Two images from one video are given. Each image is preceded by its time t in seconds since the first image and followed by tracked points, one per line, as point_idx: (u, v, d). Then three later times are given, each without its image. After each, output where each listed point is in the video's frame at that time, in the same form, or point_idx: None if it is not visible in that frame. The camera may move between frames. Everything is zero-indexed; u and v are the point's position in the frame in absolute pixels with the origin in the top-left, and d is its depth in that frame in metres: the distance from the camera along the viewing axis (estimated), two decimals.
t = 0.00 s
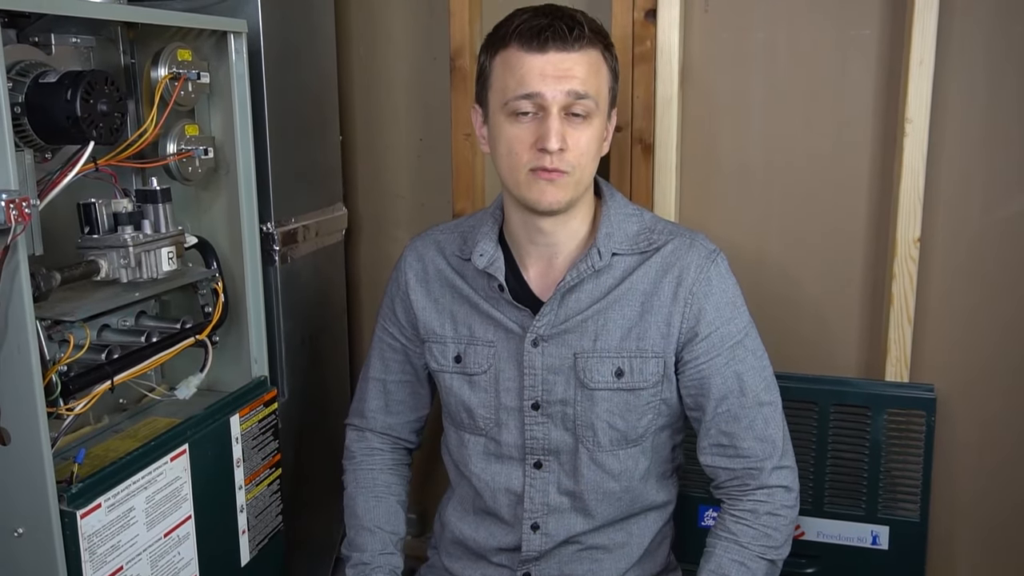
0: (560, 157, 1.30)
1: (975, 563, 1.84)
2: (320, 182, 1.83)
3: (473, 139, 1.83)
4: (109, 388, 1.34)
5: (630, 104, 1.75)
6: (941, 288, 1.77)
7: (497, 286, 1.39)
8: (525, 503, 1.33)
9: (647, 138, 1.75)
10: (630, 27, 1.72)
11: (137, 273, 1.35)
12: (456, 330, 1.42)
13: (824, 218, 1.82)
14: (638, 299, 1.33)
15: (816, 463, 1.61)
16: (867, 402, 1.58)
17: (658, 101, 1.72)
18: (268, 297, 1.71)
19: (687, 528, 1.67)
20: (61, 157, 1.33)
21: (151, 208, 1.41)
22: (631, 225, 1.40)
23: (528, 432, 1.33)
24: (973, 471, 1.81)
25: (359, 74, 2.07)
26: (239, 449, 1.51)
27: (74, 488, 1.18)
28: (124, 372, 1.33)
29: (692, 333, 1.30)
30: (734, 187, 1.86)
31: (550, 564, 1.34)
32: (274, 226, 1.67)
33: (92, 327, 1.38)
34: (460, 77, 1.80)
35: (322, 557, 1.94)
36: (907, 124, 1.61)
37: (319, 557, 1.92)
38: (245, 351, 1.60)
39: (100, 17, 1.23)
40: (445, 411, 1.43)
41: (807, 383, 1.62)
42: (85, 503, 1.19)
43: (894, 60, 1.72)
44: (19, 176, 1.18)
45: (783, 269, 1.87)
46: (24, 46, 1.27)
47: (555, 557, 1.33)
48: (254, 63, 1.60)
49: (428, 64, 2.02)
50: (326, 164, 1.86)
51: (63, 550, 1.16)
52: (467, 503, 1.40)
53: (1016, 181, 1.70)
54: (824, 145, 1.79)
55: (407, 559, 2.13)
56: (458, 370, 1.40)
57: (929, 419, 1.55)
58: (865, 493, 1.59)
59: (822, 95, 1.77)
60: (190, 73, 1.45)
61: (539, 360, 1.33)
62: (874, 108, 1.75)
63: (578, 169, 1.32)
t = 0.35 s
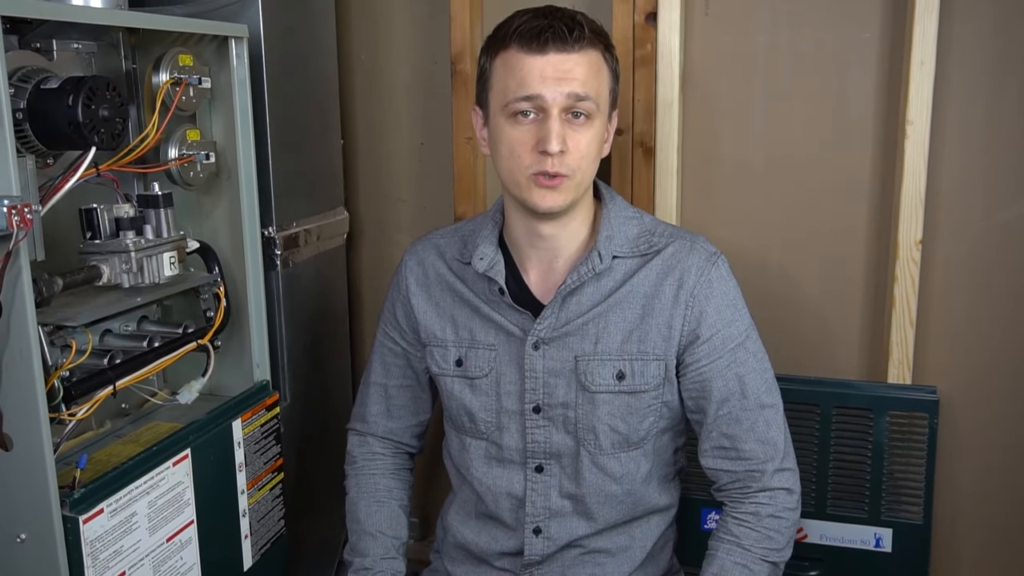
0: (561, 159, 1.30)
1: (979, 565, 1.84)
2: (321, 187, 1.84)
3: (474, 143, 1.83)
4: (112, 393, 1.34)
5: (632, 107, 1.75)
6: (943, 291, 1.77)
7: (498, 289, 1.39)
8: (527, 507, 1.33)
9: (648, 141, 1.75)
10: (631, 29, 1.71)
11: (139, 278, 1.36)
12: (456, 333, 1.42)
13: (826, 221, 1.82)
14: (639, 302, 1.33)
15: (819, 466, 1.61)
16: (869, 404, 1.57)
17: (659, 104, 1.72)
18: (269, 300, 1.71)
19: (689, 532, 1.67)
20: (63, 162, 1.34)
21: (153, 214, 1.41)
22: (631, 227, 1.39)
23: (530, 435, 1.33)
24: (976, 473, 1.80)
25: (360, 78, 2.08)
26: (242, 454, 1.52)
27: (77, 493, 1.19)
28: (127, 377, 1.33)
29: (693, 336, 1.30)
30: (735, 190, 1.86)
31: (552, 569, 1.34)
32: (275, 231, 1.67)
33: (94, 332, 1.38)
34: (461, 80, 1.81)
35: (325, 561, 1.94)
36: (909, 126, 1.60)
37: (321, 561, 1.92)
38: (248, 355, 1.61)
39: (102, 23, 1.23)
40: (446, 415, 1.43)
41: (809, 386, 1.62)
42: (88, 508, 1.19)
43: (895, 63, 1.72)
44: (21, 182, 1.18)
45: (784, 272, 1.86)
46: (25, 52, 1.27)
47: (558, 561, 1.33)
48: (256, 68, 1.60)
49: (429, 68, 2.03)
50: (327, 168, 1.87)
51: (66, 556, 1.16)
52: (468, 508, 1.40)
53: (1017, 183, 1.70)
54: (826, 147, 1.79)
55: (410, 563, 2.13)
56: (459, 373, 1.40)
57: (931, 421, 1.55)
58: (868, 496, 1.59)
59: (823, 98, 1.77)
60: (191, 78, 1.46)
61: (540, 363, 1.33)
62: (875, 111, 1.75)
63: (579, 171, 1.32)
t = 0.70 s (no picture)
0: (559, 164, 1.30)
1: (980, 568, 1.84)
2: (322, 188, 1.84)
3: (475, 145, 1.83)
4: (113, 394, 1.34)
5: (633, 109, 1.75)
6: (944, 293, 1.77)
7: (499, 290, 1.38)
8: (528, 508, 1.33)
9: (649, 142, 1.75)
10: (632, 31, 1.71)
11: (140, 279, 1.36)
12: (457, 335, 1.41)
13: (827, 223, 1.82)
14: (639, 303, 1.33)
15: (820, 468, 1.61)
16: (871, 407, 1.57)
17: (660, 106, 1.72)
18: (270, 302, 1.71)
19: (690, 534, 1.67)
20: (64, 163, 1.34)
21: (154, 215, 1.41)
22: (632, 228, 1.39)
23: (531, 437, 1.33)
24: (977, 476, 1.80)
25: (361, 80, 2.08)
26: (242, 455, 1.51)
27: (77, 495, 1.19)
28: (128, 379, 1.33)
29: (694, 338, 1.30)
30: (736, 192, 1.86)
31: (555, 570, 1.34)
32: (276, 233, 1.67)
33: (95, 334, 1.38)
34: (462, 83, 1.81)
35: (325, 562, 1.94)
36: (910, 128, 1.60)
37: (322, 562, 1.92)
38: (248, 356, 1.61)
39: (104, 26, 1.23)
40: (447, 416, 1.43)
41: (810, 388, 1.62)
42: (88, 510, 1.19)
43: (896, 65, 1.72)
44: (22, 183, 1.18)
45: (785, 273, 1.86)
46: (27, 54, 1.27)
47: (560, 562, 1.33)
48: (257, 70, 1.61)
49: (430, 70, 2.03)
50: (328, 170, 1.87)
51: (67, 557, 1.16)
52: (470, 509, 1.40)
53: (1019, 185, 1.69)
54: (827, 150, 1.79)
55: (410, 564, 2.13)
56: (460, 375, 1.39)
57: (933, 423, 1.55)
58: (869, 498, 1.59)
59: (825, 100, 1.77)
60: (192, 80, 1.46)
61: (541, 364, 1.33)
62: (876, 113, 1.75)
63: (577, 177, 1.32)
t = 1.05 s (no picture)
0: (567, 153, 1.30)
1: (979, 567, 1.84)
2: (321, 188, 1.84)
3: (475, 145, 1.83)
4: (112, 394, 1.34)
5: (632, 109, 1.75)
6: (944, 293, 1.77)
7: (507, 279, 1.39)
8: (526, 501, 1.32)
9: (649, 142, 1.75)
10: (632, 31, 1.71)
11: (140, 279, 1.36)
12: (461, 325, 1.42)
13: (827, 223, 1.82)
14: (645, 296, 1.33)
15: (819, 467, 1.61)
16: (870, 406, 1.57)
17: (659, 105, 1.72)
18: (269, 301, 1.71)
19: (689, 534, 1.67)
20: (63, 163, 1.34)
21: (153, 214, 1.41)
22: (639, 225, 1.40)
23: (531, 428, 1.33)
24: (977, 476, 1.80)
25: (361, 79, 2.08)
26: (241, 454, 1.52)
27: (77, 494, 1.19)
28: (127, 378, 1.33)
29: (699, 332, 1.30)
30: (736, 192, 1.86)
31: (551, 566, 1.33)
32: (275, 232, 1.67)
33: (95, 333, 1.38)
34: (462, 82, 1.80)
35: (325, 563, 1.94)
36: (909, 128, 1.60)
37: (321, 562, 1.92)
38: (248, 355, 1.61)
39: (102, 25, 1.23)
40: (447, 407, 1.43)
41: (809, 387, 1.62)
42: (88, 509, 1.19)
43: (895, 65, 1.72)
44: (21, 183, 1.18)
45: (785, 274, 1.86)
46: (26, 53, 1.27)
47: (558, 558, 1.33)
48: (256, 70, 1.61)
49: (430, 69, 2.03)
50: (328, 169, 1.87)
51: (66, 556, 1.16)
52: (466, 505, 1.40)
53: (1019, 185, 1.69)
54: (827, 149, 1.79)
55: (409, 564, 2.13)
56: (463, 365, 1.39)
57: (932, 423, 1.55)
58: (869, 498, 1.59)
59: (824, 99, 1.77)
60: (192, 79, 1.46)
61: (545, 354, 1.33)
62: (875, 113, 1.75)
63: (587, 167, 1.32)
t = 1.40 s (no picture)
0: (564, 153, 1.29)
1: (977, 567, 1.84)
2: (321, 186, 1.84)
3: (474, 143, 1.83)
4: (111, 391, 1.34)
5: (632, 108, 1.75)
6: (943, 293, 1.77)
7: (510, 275, 1.40)
8: (529, 494, 1.32)
9: (649, 141, 1.76)
10: (631, 32, 1.72)
11: (139, 276, 1.35)
12: (465, 320, 1.42)
13: (827, 222, 1.82)
14: (649, 291, 1.34)
15: (818, 467, 1.61)
16: (869, 406, 1.57)
17: (659, 104, 1.72)
18: (269, 299, 1.71)
19: (687, 534, 1.66)
20: (63, 160, 1.33)
21: (153, 212, 1.40)
22: (643, 221, 1.40)
23: (535, 422, 1.33)
24: (975, 475, 1.80)
25: (360, 77, 2.08)
26: (240, 452, 1.51)
27: (75, 491, 1.18)
28: (125, 375, 1.32)
29: (704, 326, 1.30)
30: (735, 191, 1.86)
31: (552, 562, 1.32)
32: (275, 229, 1.67)
33: (93, 331, 1.38)
34: (462, 81, 1.80)
35: (323, 561, 1.94)
36: (909, 128, 1.60)
37: (319, 560, 1.92)
38: (246, 353, 1.60)
39: (102, 22, 1.23)
40: (450, 403, 1.43)
41: (808, 387, 1.62)
42: (86, 507, 1.18)
43: (895, 65, 1.72)
44: (20, 180, 1.18)
45: (785, 273, 1.86)
46: (26, 50, 1.27)
47: (558, 554, 1.32)
48: (255, 67, 1.60)
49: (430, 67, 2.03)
50: (327, 168, 1.87)
51: (64, 554, 1.16)
52: (467, 501, 1.40)
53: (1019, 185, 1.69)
54: (827, 149, 1.79)
55: (408, 562, 2.13)
56: (467, 359, 1.39)
57: (931, 423, 1.55)
58: (867, 498, 1.59)
59: (824, 99, 1.77)
60: (191, 77, 1.46)
61: (549, 349, 1.33)
62: (875, 113, 1.75)
63: (583, 164, 1.31)
